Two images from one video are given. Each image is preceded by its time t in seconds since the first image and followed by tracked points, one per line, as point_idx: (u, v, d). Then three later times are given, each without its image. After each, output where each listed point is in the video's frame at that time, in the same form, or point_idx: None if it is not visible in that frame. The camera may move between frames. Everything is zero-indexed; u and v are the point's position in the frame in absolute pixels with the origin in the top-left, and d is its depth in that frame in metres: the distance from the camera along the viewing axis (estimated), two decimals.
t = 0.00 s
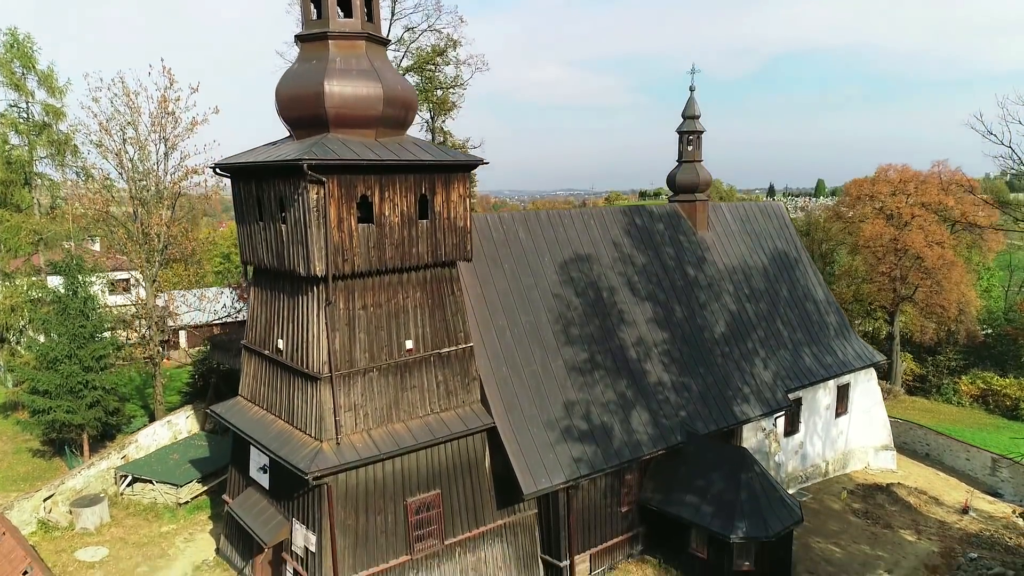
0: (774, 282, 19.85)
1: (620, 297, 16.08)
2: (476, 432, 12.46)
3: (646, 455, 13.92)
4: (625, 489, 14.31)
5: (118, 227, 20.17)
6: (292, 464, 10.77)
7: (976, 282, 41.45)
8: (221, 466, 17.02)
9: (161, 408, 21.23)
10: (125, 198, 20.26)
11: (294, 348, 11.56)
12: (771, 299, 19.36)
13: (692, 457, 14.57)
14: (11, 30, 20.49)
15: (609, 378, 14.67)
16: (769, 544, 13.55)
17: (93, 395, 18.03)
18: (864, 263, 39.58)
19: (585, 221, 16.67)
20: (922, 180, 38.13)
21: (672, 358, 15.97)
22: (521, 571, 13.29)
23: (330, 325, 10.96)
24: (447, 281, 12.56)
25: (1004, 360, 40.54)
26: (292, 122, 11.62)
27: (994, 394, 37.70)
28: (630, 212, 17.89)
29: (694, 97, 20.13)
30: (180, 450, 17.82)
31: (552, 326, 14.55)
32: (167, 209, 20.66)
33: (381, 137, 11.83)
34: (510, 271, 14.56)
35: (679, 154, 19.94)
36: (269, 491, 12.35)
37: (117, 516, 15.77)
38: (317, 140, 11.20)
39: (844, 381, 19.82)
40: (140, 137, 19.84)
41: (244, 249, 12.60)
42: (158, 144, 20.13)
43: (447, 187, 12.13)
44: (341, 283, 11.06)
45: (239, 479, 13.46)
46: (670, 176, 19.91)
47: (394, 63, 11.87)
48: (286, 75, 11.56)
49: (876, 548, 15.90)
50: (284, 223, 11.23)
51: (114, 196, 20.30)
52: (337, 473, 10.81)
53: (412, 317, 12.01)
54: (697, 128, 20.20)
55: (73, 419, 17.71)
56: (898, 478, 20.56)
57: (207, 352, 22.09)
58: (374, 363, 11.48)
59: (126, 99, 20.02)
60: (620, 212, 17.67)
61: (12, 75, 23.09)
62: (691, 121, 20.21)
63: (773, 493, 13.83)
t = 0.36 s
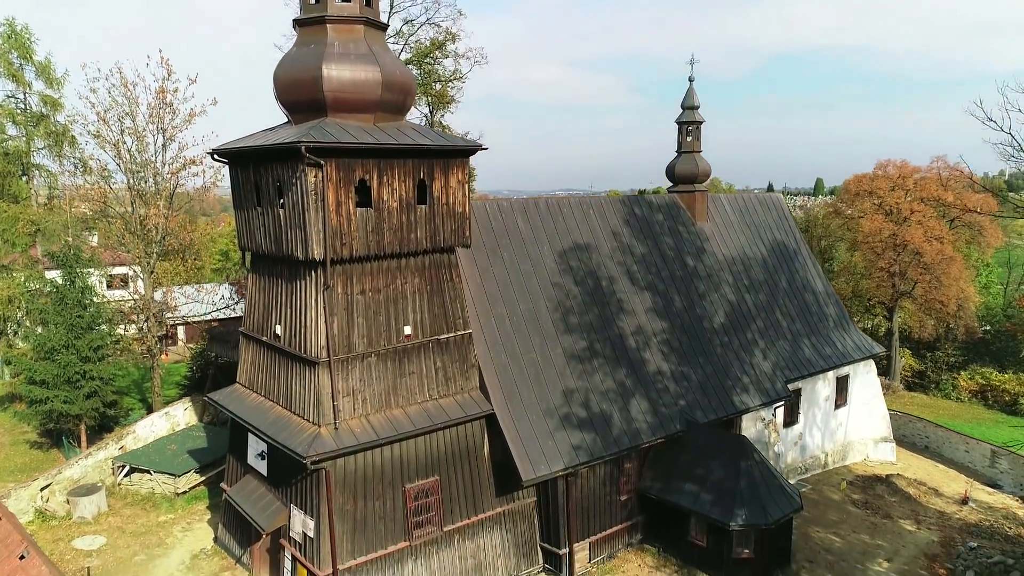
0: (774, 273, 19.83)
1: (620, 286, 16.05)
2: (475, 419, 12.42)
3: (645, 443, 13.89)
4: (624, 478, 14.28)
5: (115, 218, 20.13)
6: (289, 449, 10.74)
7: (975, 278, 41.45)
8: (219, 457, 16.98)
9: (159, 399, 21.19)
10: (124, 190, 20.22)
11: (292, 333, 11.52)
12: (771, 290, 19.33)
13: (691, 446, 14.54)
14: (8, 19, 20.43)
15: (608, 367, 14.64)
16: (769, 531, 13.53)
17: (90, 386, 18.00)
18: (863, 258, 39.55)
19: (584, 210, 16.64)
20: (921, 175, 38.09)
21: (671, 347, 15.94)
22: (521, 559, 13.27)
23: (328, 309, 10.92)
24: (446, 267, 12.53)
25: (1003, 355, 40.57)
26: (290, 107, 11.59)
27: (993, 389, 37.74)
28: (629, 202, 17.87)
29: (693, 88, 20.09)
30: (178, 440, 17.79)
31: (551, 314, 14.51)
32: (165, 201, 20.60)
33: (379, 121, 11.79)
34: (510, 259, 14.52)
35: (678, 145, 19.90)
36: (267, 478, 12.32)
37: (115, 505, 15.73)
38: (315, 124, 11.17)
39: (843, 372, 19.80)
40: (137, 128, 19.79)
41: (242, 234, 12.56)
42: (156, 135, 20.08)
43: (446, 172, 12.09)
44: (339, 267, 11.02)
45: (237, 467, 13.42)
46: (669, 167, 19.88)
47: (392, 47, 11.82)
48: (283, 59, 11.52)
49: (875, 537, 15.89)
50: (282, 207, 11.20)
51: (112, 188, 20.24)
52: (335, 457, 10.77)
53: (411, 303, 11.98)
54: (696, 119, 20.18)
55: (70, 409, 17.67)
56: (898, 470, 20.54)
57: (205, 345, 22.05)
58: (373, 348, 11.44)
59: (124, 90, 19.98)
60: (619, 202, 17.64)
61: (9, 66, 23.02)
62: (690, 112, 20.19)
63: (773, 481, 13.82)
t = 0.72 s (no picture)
0: (774, 264, 19.79)
1: (620, 275, 16.02)
2: (474, 406, 12.39)
3: (645, 431, 13.85)
4: (624, 466, 14.24)
5: (114, 209, 20.09)
6: (288, 434, 10.69)
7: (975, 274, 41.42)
8: (217, 448, 16.93)
9: (157, 391, 21.15)
10: (122, 180, 20.19)
11: (291, 318, 11.48)
12: (771, 281, 19.30)
13: (691, 434, 14.51)
14: (7, 9, 20.40)
15: (608, 355, 14.61)
16: (770, 519, 13.49)
17: (89, 376, 17.96)
18: (862, 254, 39.51)
19: (584, 200, 16.60)
20: (921, 170, 38.05)
21: (671, 336, 15.90)
22: (520, 547, 13.23)
23: (327, 294, 10.87)
24: (445, 254, 12.50)
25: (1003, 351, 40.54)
26: (289, 91, 11.54)
27: (993, 384, 37.72)
28: (629, 192, 17.83)
29: (693, 79, 20.04)
30: (177, 431, 17.74)
31: (551, 302, 14.47)
32: (164, 192, 20.56)
33: (378, 106, 11.75)
34: (509, 247, 14.49)
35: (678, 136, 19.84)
36: (266, 464, 12.27)
37: (113, 495, 15.68)
38: (314, 108, 11.13)
39: (843, 364, 19.76)
40: (136, 119, 19.75)
41: (241, 220, 12.52)
42: (155, 125, 20.04)
43: (445, 158, 12.05)
44: (338, 252, 10.99)
45: (236, 455, 13.37)
46: (669, 158, 19.83)
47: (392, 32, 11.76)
48: (283, 44, 11.48)
49: (875, 527, 15.86)
50: (281, 192, 11.15)
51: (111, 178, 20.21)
52: (334, 442, 10.74)
53: (410, 289, 11.95)
54: (696, 110, 20.14)
55: (68, 400, 17.63)
56: (898, 462, 20.51)
57: (204, 338, 22.00)
58: (372, 333, 11.41)
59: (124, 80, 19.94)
60: (619, 192, 17.61)
61: (8, 57, 22.98)
62: (691, 102, 20.13)
63: (773, 469, 13.78)
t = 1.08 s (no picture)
0: (774, 255, 19.76)
1: (620, 264, 15.98)
2: (474, 392, 12.36)
3: (645, 419, 13.82)
4: (625, 455, 14.21)
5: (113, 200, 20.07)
6: (288, 419, 10.66)
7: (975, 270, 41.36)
8: (217, 438, 16.87)
9: (157, 384, 21.11)
10: (121, 171, 20.16)
11: (291, 304, 11.45)
12: (771, 271, 19.27)
13: (692, 423, 14.47)
14: None
15: (608, 343, 14.57)
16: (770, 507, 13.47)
17: (88, 366, 17.95)
18: (862, 249, 39.48)
19: (584, 188, 16.57)
20: (921, 166, 37.99)
21: (671, 326, 15.87)
22: (520, 534, 13.19)
23: (326, 278, 10.84)
24: (445, 240, 12.47)
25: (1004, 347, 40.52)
26: (289, 76, 11.50)
27: (993, 380, 37.69)
28: (629, 182, 17.80)
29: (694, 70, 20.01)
30: (177, 422, 17.71)
31: (551, 290, 14.44)
32: (163, 182, 20.53)
33: (378, 91, 11.71)
34: (509, 234, 14.45)
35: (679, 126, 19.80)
36: (266, 451, 12.23)
37: (112, 485, 15.65)
38: (314, 92, 11.09)
39: (844, 355, 19.73)
40: (135, 108, 19.73)
41: (240, 206, 12.49)
42: (154, 115, 20.00)
43: (445, 143, 12.01)
44: (338, 236, 10.95)
45: (236, 443, 13.33)
46: (670, 149, 19.79)
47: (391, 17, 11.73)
48: (282, 28, 11.43)
49: (877, 516, 15.83)
50: (280, 176, 11.12)
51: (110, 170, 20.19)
52: (334, 427, 10.71)
53: (410, 275, 11.92)
54: (697, 101, 20.11)
55: (68, 390, 17.61)
56: (899, 454, 20.48)
57: (204, 330, 21.96)
58: (372, 318, 11.38)
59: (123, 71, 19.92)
60: (619, 181, 17.58)
61: (7, 48, 22.96)
62: (691, 93, 20.10)
63: (774, 457, 13.75)
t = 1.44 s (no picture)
0: (775, 246, 19.73)
1: (620, 253, 15.94)
2: (475, 379, 12.32)
3: (646, 407, 13.79)
4: (626, 443, 14.17)
5: (112, 190, 20.07)
6: (288, 403, 10.62)
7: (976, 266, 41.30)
8: (217, 428, 16.83)
9: (156, 376, 21.09)
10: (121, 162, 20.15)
11: (291, 288, 11.42)
12: (772, 263, 19.23)
13: (693, 412, 14.44)
14: None
15: (609, 332, 14.54)
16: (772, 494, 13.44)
17: (88, 357, 17.93)
18: (862, 245, 39.42)
19: (584, 178, 16.54)
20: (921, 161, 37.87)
21: (672, 315, 15.83)
22: (521, 522, 13.16)
23: (327, 262, 10.81)
24: (445, 226, 12.44)
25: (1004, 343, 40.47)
26: (289, 60, 11.47)
27: (994, 375, 37.63)
28: (630, 172, 17.77)
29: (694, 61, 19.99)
30: (177, 413, 17.67)
31: (552, 278, 14.41)
32: (163, 173, 20.52)
33: (378, 76, 11.69)
34: (509, 222, 14.42)
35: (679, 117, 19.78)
36: (266, 437, 12.21)
37: (112, 474, 15.62)
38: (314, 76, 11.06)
39: (845, 346, 19.69)
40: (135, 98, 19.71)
41: (241, 193, 12.47)
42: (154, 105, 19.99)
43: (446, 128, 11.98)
44: (338, 220, 10.93)
45: (236, 430, 13.30)
46: (670, 139, 19.76)
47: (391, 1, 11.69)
48: (282, 12, 11.40)
49: (878, 506, 15.80)
50: (281, 160, 11.10)
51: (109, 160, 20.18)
52: (334, 411, 10.68)
53: (411, 261, 11.89)
54: (697, 91, 20.10)
55: (68, 379, 17.59)
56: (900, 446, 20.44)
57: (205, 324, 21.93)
58: (372, 304, 11.35)
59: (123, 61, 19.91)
60: (620, 171, 17.54)
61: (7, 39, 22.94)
62: (691, 83, 20.08)
63: (776, 445, 13.71)
